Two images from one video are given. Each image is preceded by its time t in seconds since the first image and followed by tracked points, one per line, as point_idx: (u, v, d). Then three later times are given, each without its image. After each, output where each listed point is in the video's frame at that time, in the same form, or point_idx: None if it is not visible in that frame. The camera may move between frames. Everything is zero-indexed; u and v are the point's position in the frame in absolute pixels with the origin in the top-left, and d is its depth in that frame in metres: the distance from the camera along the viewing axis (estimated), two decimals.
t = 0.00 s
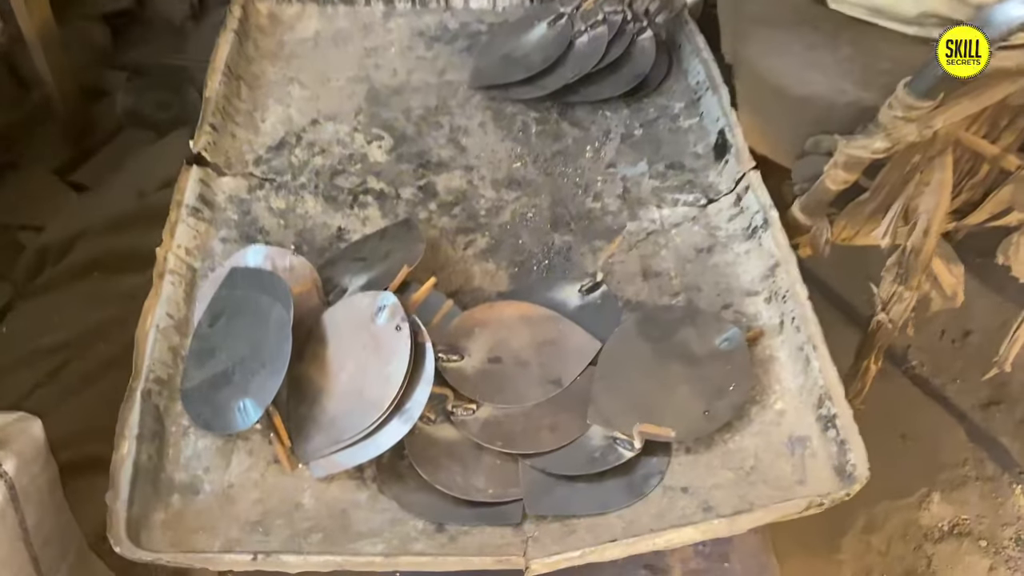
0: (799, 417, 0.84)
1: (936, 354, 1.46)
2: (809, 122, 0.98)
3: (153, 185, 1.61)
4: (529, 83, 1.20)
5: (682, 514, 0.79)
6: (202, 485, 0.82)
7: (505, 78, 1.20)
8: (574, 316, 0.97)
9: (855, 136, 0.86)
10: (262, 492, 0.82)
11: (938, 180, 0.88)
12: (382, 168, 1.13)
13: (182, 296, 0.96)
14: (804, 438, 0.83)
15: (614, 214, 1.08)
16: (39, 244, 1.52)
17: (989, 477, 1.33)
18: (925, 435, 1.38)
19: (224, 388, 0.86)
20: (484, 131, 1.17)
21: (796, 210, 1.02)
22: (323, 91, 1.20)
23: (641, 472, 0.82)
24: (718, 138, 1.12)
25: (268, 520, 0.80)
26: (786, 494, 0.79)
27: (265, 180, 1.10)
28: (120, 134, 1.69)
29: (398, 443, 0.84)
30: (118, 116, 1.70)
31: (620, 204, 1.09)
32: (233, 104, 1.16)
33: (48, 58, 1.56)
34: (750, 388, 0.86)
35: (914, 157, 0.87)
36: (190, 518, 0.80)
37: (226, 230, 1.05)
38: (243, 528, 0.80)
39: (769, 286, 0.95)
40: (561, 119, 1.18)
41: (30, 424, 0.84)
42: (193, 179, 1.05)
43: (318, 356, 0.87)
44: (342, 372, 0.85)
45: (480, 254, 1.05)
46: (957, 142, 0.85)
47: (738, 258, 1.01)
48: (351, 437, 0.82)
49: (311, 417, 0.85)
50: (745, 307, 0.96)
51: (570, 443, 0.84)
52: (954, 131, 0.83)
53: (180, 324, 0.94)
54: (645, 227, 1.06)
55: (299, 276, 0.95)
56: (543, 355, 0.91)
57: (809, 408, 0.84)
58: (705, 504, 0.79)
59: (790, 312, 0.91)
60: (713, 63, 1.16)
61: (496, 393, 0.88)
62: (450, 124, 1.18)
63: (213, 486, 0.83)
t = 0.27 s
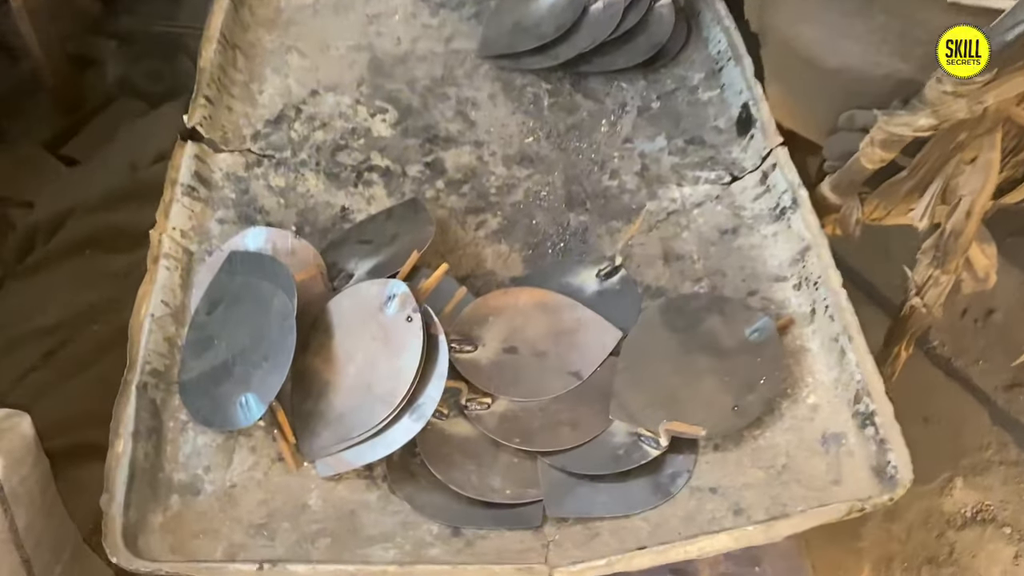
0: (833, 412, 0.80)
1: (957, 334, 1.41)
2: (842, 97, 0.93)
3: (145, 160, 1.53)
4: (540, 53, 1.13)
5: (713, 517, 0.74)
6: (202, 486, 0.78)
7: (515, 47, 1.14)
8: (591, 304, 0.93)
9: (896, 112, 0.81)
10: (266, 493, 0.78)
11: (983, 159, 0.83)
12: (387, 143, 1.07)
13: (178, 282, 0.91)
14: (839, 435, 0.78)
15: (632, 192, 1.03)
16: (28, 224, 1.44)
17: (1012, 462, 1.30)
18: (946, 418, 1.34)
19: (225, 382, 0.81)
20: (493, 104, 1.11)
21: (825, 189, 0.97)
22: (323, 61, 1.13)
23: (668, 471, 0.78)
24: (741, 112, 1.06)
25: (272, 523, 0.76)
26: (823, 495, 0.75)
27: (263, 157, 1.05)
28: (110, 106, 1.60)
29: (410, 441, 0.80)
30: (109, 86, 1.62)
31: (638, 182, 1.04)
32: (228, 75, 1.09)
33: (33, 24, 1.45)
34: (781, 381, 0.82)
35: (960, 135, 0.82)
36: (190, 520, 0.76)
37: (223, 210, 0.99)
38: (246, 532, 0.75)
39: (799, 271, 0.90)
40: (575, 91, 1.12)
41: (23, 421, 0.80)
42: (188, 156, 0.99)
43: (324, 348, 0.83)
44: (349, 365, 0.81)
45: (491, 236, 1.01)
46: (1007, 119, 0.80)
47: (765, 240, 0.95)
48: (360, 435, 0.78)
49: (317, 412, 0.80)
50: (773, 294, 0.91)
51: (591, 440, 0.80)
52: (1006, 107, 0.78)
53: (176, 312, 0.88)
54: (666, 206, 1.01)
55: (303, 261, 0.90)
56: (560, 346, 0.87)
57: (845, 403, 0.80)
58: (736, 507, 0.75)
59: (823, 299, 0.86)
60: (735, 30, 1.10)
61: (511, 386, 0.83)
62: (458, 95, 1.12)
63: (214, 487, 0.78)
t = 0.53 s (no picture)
0: (860, 412, 0.76)
1: (971, 318, 1.37)
2: (866, 76, 0.88)
3: (133, 141, 1.44)
4: (545, 29, 1.08)
5: (734, 523, 0.71)
6: (196, 494, 0.74)
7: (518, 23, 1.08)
8: (601, 295, 0.89)
9: (928, 95, 0.78)
10: (264, 501, 0.74)
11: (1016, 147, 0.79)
12: (385, 125, 1.02)
13: (167, 276, 0.86)
14: (866, 436, 0.75)
15: (642, 176, 0.99)
16: (12, 206, 1.36)
17: None
18: (959, 404, 1.30)
19: (218, 384, 0.77)
20: (496, 84, 1.06)
21: (843, 173, 0.92)
22: (317, 39, 1.08)
23: (686, 475, 0.74)
24: (756, 92, 1.01)
25: (271, 533, 0.72)
26: (850, 501, 0.71)
27: (256, 141, 0.99)
28: (95, 83, 1.49)
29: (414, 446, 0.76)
30: (94, 61, 1.51)
31: (649, 166, 1.00)
32: (218, 55, 1.03)
33: None
34: (803, 378, 0.78)
35: (993, 122, 0.79)
36: (184, 531, 0.72)
37: (214, 199, 0.94)
38: (243, 543, 0.71)
39: (820, 261, 0.86)
40: (581, 69, 1.07)
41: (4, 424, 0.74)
42: (176, 142, 0.94)
43: (323, 347, 0.78)
44: (349, 366, 0.77)
45: (496, 224, 0.97)
46: None
47: (783, 228, 0.91)
48: (362, 440, 0.73)
49: (316, 415, 0.76)
50: (793, 285, 0.87)
51: (606, 443, 0.76)
52: None
53: (166, 309, 0.84)
54: (678, 192, 0.97)
55: (300, 253, 0.86)
56: (571, 341, 0.82)
57: (871, 402, 0.76)
58: (758, 514, 0.71)
59: (846, 292, 0.82)
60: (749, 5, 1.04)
61: (519, 386, 0.79)
62: (459, 74, 1.06)
63: (208, 495, 0.74)
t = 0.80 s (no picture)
0: (880, 408, 0.73)
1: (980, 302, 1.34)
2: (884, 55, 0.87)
3: (114, 125, 1.35)
4: (545, 6, 1.03)
5: (752, 527, 0.68)
6: (186, 501, 0.70)
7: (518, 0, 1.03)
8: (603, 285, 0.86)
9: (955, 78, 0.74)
10: (258, 507, 0.71)
11: None
12: (379, 109, 0.98)
13: (153, 271, 0.82)
14: (887, 433, 0.71)
15: (648, 160, 0.95)
16: None
17: None
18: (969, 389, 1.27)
19: (208, 385, 0.73)
20: (494, 63, 1.01)
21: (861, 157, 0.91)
22: (307, 19, 1.02)
23: (701, 476, 0.71)
24: (765, 72, 0.97)
25: (267, 543, 0.68)
26: (872, 502, 0.68)
27: (244, 127, 0.95)
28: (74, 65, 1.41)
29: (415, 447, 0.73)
30: (71, 41, 1.42)
31: (655, 149, 0.96)
32: (203, 37, 0.98)
33: None
34: (821, 373, 0.75)
35: None
36: (174, 541, 0.68)
37: (200, 188, 0.90)
38: (238, 553, 0.68)
39: (835, 249, 0.83)
40: (583, 49, 1.02)
41: None
42: (160, 129, 0.89)
43: (318, 344, 0.74)
44: (347, 364, 0.73)
45: (496, 211, 0.94)
46: None
47: (796, 214, 0.87)
48: (362, 443, 0.70)
49: (312, 417, 0.72)
50: (808, 275, 0.83)
51: (616, 443, 0.73)
52: None
53: (153, 305, 0.80)
54: (685, 176, 0.93)
55: (293, 245, 0.82)
56: (577, 336, 0.79)
57: (891, 398, 0.73)
58: (777, 516, 0.68)
59: (864, 282, 0.79)
60: None
61: (524, 383, 0.76)
62: (455, 54, 1.02)
63: (200, 502, 0.71)
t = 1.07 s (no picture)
0: (894, 415, 0.71)
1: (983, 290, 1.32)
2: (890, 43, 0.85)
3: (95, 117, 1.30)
4: None
5: (765, 542, 0.66)
6: (177, 521, 0.68)
7: None
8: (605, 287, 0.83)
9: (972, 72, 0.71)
10: (252, 527, 0.68)
11: None
12: (370, 103, 0.94)
13: (137, 278, 0.79)
14: (902, 441, 0.70)
15: (648, 155, 0.92)
16: None
17: None
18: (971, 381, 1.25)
19: (197, 399, 0.70)
20: (488, 55, 0.98)
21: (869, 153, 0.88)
22: (293, 8, 0.99)
23: (710, 489, 0.68)
24: (769, 63, 0.94)
25: (262, 564, 0.66)
26: (888, 513, 0.66)
27: (229, 123, 0.91)
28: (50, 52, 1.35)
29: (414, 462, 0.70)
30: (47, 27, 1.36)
31: (655, 144, 0.93)
32: (185, 29, 0.95)
33: None
34: (833, 379, 0.72)
35: None
36: (165, 563, 0.66)
37: (185, 188, 0.86)
38: None
39: (845, 250, 0.81)
40: (579, 38, 0.99)
41: None
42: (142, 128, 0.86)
43: (311, 354, 0.71)
44: (342, 376, 0.70)
45: (494, 210, 0.90)
46: None
47: (803, 212, 0.85)
48: (360, 458, 0.67)
49: (305, 430, 0.69)
50: (817, 275, 0.81)
51: (624, 454, 0.70)
52: None
53: (138, 314, 0.77)
54: (687, 172, 0.90)
55: (283, 249, 0.79)
56: (580, 341, 0.76)
57: (906, 405, 0.71)
58: (790, 530, 0.66)
59: (875, 283, 0.77)
60: None
61: (526, 392, 0.73)
62: (447, 45, 0.98)
63: (191, 522, 0.68)
